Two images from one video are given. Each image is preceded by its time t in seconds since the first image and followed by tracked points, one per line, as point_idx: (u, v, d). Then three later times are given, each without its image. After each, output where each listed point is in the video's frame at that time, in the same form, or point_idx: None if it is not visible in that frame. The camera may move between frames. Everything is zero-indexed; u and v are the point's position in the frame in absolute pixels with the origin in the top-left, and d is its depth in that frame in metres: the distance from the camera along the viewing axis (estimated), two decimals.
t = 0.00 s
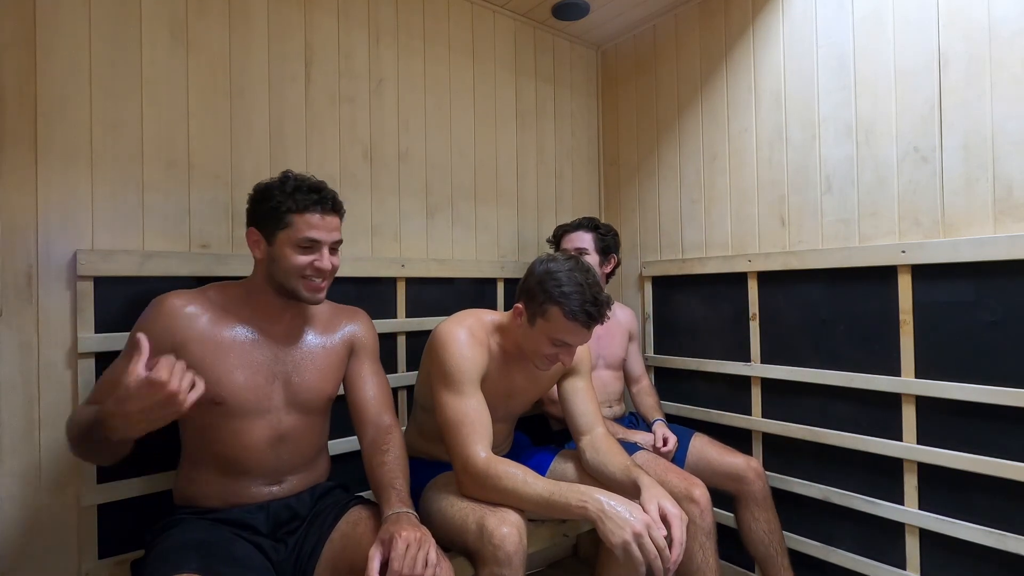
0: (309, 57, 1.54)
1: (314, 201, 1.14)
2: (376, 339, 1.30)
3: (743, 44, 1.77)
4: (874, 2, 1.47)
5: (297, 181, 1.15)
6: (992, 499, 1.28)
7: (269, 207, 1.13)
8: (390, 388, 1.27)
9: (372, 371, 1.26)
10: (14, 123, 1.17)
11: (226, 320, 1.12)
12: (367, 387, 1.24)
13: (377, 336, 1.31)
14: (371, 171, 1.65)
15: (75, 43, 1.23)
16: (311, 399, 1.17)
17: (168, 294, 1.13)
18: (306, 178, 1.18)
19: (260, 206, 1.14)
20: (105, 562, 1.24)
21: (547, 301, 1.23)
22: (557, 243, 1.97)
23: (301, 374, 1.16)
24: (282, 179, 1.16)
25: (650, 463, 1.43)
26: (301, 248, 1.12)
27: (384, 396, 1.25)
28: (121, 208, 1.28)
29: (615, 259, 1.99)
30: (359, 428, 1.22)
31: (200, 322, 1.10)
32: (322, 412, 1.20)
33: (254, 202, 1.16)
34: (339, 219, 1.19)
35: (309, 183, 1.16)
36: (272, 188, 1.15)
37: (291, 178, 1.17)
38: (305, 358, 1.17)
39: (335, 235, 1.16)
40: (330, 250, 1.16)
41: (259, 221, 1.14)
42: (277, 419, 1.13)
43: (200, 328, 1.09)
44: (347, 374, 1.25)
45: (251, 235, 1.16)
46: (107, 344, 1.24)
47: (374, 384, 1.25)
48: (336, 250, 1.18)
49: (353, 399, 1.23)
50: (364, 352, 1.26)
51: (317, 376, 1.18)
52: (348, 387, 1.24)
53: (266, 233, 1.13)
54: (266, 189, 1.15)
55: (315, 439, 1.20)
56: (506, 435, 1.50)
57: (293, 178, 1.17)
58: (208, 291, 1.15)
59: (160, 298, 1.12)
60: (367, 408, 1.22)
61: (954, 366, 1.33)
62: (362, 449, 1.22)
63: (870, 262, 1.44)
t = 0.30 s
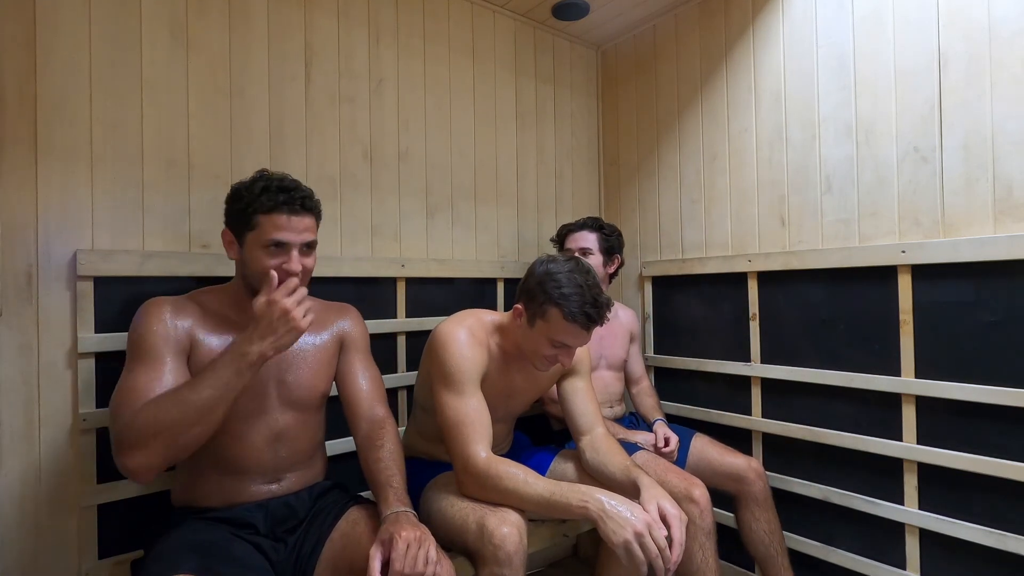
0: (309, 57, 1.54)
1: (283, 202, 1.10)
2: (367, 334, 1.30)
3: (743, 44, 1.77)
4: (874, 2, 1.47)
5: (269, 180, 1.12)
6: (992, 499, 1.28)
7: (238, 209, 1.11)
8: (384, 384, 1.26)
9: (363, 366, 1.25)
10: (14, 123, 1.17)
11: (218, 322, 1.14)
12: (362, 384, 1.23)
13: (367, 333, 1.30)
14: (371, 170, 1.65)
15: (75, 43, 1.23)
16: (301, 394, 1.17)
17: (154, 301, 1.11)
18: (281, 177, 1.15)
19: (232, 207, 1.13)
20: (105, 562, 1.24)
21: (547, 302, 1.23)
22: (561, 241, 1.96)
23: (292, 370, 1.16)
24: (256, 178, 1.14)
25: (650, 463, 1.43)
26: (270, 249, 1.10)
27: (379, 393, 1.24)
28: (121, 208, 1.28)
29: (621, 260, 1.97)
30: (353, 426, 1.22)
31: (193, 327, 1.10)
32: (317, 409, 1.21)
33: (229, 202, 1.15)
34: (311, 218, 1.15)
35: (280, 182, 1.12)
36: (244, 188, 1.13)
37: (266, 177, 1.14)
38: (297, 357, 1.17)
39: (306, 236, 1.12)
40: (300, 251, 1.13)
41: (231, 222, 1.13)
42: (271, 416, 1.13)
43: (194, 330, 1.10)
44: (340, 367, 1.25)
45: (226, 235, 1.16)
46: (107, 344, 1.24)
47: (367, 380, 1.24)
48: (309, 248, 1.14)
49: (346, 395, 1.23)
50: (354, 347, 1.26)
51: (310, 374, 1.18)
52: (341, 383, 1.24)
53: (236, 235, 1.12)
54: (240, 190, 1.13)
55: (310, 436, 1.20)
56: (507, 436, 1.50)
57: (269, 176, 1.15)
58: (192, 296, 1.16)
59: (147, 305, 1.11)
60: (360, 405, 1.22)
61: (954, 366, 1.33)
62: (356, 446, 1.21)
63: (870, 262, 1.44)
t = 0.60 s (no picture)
0: (309, 57, 1.54)
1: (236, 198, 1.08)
2: (370, 337, 1.29)
3: (743, 44, 1.77)
4: (874, 2, 1.47)
5: (235, 179, 1.11)
6: (992, 499, 1.28)
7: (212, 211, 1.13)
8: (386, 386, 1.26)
9: (365, 368, 1.24)
10: (14, 123, 1.17)
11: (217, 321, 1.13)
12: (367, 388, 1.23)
13: (371, 335, 1.29)
14: (371, 170, 1.65)
15: (75, 43, 1.23)
16: (300, 396, 1.16)
17: (158, 301, 1.13)
18: (250, 174, 1.13)
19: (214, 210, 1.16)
20: (105, 562, 1.25)
21: (547, 302, 1.23)
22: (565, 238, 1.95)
23: (292, 371, 1.16)
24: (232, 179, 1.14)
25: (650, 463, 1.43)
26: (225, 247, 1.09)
27: (382, 395, 1.24)
28: (121, 209, 1.28)
29: (624, 259, 1.97)
30: (355, 428, 1.21)
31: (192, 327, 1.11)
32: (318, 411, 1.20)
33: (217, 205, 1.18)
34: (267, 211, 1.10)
35: (241, 179, 1.10)
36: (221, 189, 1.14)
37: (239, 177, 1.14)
38: (299, 360, 1.17)
39: (256, 231, 1.08)
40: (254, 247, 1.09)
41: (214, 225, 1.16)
42: (271, 417, 1.13)
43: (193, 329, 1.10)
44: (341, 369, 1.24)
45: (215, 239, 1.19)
46: (107, 344, 1.24)
47: (370, 382, 1.24)
48: (267, 245, 1.09)
49: (349, 397, 1.23)
50: (357, 349, 1.25)
51: (311, 376, 1.18)
52: (343, 385, 1.24)
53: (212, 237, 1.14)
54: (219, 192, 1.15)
55: (311, 438, 1.20)
56: (506, 436, 1.50)
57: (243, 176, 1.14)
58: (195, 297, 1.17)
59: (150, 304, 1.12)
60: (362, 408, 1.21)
61: (954, 367, 1.33)
62: (358, 450, 1.21)
63: (870, 262, 1.44)
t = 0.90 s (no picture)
0: (309, 57, 1.54)
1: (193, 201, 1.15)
2: (378, 340, 1.27)
3: (743, 44, 1.77)
4: (874, 2, 1.47)
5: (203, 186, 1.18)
6: (993, 499, 1.28)
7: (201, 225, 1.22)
8: (394, 391, 1.25)
9: (368, 371, 1.23)
10: (15, 123, 1.17)
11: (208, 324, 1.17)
12: (369, 394, 1.22)
13: (379, 337, 1.27)
14: (371, 170, 1.65)
15: (75, 43, 1.23)
16: (292, 398, 1.15)
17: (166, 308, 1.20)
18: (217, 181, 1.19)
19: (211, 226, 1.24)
20: (105, 561, 1.25)
21: (547, 301, 1.23)
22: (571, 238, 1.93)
23: (284, 373, 1.15)
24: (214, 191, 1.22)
25: (650, 463, 1.43)
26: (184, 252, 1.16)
27: (385, 400, 1.23)
28: (121, 208, 1.28)
29: (631, 261, 1.96)
30: (360, 431, 1.22)
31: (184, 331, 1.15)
32: (314, 416, 1.19)
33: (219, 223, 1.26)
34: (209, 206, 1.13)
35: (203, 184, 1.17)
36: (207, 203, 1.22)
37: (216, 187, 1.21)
38: (291, 362, 1.16)
39: (196, 228, 1.12)
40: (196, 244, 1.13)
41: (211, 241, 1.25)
42: (261, 418, 1.13)
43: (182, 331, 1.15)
44: (343, 371, 1.22)
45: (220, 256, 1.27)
46: (108, 344, 1.24)
47: (376, 389, 1.22)
48: (207, 238, 1.11)
49: (354, 400, 1.22)
50: (359, 351, 1.23)
51: (303, 379, 1.16)
52: (348, 388, 1.23)
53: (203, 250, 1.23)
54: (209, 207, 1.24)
55: (310, 440, 1.19)
56: (506, 436, 1.50)
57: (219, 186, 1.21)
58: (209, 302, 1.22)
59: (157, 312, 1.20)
60: (367, 415, 1.21)
61: (954, 367, 1.33)
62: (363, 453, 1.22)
63: (870, 262, 1.44)
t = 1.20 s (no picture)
0: (309, 56, 1.54)
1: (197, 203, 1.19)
2: (378, 340, 1.26)
3: (743, 44, 1.77)
4: (874, 2, 1.47)
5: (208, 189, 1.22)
6: (992, 499, 1.28)
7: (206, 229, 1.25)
8: (393, 392, 1.25)
9: (367, 371, 1.23)
10: (15, 122, 1.17)
11: (210, 326, 1.18)
12: (365, 394, 1.21)
13: (379, 338, 1.27)
14: (371, 170, 1.65)
15: (74, 42, 1.23)
16: (288, 398, 1.15)
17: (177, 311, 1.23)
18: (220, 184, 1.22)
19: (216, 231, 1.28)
20: (105, 562, 1.24)
21: (548, 302, 1.23)
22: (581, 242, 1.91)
23: (280, 373, 1.16)
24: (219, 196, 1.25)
25: (650, 463, 1.43)
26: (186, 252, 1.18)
27: (384, 400, 1.22)
28: (121, 208, 1.28)
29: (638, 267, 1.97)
30: (360, 431, 1.22)
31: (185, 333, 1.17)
32: (310, 416, 1.18)
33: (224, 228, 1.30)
34: (210, 203, 1.17)
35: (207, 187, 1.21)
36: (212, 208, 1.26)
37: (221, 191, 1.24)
38: (287, 361, 1.16)
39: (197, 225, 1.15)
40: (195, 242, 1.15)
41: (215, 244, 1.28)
42: (257, 417, 1.14)
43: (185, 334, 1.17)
44: (341, 371, 1.22)
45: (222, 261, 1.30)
46: (107, 343, 1.24)
47: (376, 389, 1.22)
48: (203, 235, 1.14)
49: (353, 400, 1.22)
50: (357, 351, 1.23)
51: (297, 379, 1.16)
52: (348, 388, 1.23)
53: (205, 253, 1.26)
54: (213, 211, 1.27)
55: (309, 439, 1.19)
56: (507, 436, 1.50)
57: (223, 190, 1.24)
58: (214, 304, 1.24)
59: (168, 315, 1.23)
60: (366, 415, 1.21)
61: (954, 367, 1.33)
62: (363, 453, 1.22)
63: (870, 262, 1.44)
